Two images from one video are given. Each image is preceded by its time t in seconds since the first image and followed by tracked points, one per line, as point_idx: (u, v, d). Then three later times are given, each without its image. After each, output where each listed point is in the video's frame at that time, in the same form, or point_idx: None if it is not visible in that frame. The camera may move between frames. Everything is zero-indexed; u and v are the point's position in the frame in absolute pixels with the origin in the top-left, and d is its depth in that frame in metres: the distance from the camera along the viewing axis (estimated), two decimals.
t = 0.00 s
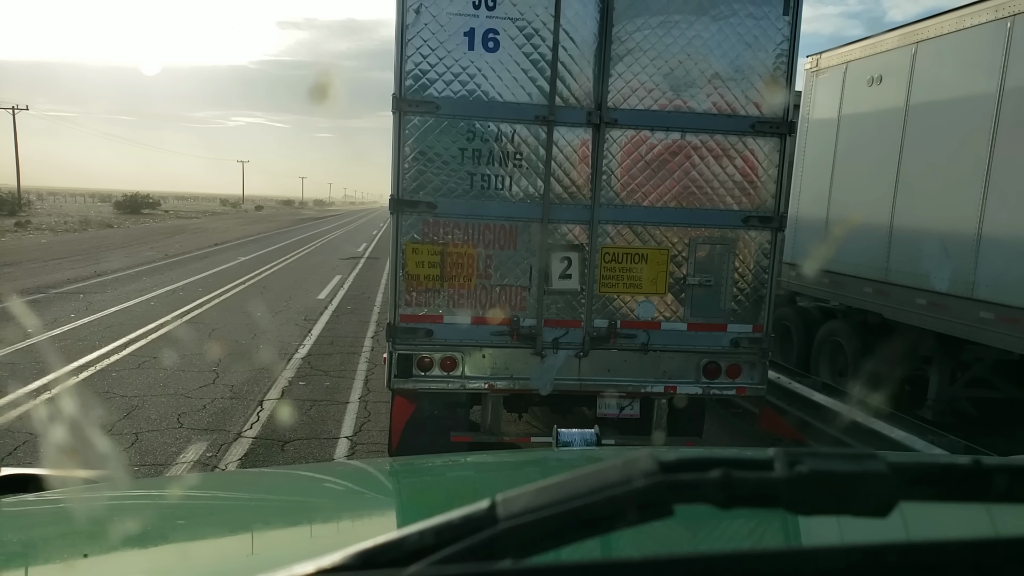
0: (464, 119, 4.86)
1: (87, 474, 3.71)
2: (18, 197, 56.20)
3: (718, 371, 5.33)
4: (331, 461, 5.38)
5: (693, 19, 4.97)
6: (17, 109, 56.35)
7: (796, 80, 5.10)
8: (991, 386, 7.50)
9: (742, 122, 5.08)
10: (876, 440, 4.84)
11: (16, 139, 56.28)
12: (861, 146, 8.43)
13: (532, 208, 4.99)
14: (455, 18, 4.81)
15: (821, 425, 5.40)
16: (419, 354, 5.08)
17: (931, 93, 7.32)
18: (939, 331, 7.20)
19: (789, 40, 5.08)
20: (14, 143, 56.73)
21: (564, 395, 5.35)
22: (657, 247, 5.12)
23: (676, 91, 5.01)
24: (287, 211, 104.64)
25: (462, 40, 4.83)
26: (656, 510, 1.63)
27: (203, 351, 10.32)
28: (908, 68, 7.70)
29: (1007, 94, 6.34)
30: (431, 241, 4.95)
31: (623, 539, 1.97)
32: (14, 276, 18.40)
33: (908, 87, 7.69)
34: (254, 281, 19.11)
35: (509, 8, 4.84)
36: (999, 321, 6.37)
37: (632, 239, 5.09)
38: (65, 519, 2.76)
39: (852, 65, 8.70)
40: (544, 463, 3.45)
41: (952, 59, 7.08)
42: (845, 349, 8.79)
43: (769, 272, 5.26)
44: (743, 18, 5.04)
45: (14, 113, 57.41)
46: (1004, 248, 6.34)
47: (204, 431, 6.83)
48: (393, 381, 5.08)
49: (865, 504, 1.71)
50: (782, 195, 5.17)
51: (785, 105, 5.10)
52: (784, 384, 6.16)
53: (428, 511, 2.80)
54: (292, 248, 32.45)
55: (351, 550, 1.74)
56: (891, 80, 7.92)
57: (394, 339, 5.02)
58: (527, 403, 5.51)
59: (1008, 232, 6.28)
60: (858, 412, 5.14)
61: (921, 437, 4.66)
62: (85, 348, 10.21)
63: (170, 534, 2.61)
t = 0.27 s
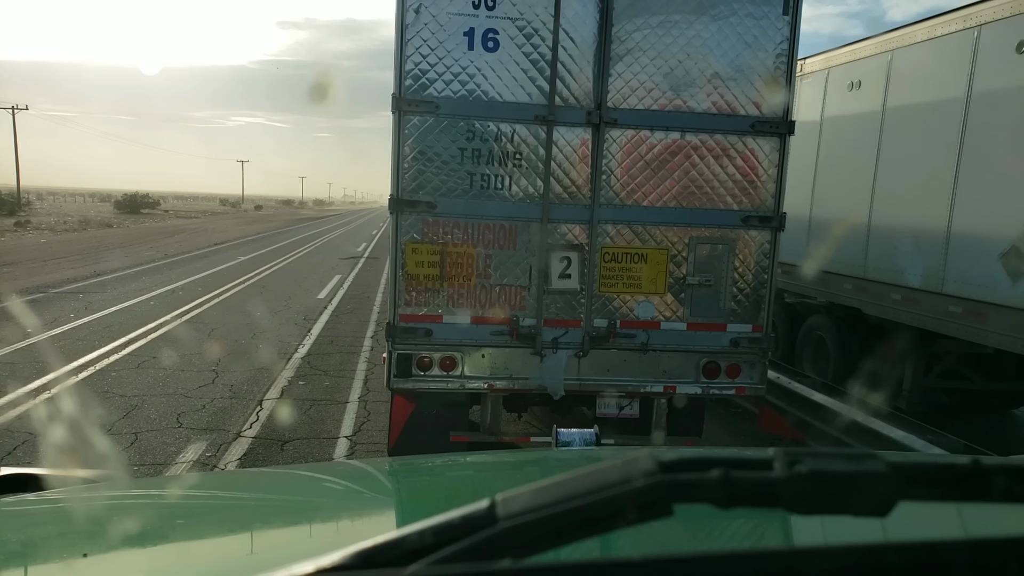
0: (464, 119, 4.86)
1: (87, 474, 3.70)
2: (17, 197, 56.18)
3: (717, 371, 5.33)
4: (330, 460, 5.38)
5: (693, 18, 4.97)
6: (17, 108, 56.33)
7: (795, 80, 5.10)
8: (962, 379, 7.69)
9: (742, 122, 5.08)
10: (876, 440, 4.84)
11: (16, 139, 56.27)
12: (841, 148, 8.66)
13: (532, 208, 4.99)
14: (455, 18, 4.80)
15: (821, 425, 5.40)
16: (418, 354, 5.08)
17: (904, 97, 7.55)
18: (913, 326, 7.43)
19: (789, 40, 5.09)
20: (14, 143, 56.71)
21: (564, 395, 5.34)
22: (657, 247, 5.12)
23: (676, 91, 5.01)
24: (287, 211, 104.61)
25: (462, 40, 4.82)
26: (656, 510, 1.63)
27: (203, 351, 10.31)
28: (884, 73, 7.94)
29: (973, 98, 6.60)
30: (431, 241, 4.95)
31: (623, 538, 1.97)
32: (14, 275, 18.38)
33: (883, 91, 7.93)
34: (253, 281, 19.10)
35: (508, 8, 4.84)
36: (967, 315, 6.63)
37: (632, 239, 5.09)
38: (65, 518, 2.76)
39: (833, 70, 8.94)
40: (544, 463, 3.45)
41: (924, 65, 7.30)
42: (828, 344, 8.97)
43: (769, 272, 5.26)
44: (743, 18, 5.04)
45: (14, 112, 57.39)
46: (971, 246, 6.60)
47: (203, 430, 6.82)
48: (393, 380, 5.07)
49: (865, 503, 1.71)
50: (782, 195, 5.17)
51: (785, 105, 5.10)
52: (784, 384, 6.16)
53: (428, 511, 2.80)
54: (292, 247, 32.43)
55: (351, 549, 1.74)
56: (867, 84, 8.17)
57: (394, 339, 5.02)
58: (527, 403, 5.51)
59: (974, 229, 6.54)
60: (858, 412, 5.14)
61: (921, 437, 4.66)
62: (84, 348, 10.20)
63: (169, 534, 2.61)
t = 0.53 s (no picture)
0: (464, 119, 4.86)
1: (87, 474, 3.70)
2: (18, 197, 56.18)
3: (717, 370, 5.33)
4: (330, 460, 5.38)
5: (693, 18, 4.97)
6: (17, 108, 56.28)
7: (795, 80, 5.11)
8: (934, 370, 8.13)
9: (742, 122, 5.08)
10: (876, 439, 4.84)
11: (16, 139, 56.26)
12: (822, 148, 8.99)
13: (532, 208, 4.99)
14: (455, 18, 4.80)
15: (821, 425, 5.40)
16: (418, 354, 5.08)
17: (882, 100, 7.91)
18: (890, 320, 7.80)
19: (789, 40, 5.09)
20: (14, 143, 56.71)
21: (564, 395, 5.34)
22: (657, 246, 5.12)
23: (676, 91, 5.01)
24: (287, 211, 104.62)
25: (462, 40, 4.82)
26: (656, 510, 1.63)
27: (203, 351, 10.31)
28: (863, 77, 8.30)
29: (945, 104, 7.00)
30: (431, 241, 4.95)
31: (623, 539, 1.97)
32: (14, 275, 18.38)
33: (862, 94, 8.29)
34: (253, 281, 19.09)
35: (508, 8, 4.84)
36: (939, 309, 7.03)
37: (632, 239, 5.09)
38: (65, 519, 2.76)
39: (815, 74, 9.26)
40: (544, 463, 3.45)
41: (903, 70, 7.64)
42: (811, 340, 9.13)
43: (769, 272, 5.26)
44: (743, 18, 5.04)
45: (14, 112, 57.40)
46: (944, 242, 6.99)
47: (203, 431, 6.82)
48: (393, 381, 5.07)
49: (865, 503, 1.71)
50: (782, 195, 5.17)
51: (785, 105, 5.10)
52: (783, 384, 6.16)
53: (428, 511, 2.80)
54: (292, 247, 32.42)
55: (351, 550, 1.74)
56: (849, 88, 8.49)
57: (394, 339, 5.02)
58: (527, 403, 5.51)
59: (947, 227, 6.92)
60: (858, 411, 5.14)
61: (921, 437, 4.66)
62: (84, 348, 10.20)
63: (169, 534, 2.61)
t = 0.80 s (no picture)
0: (464, 119, 4.86)
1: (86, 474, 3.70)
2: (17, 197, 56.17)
3: (717, 371, 5.33)
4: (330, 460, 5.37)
5: (693, 19, 4.97)
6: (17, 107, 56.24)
7: (795, 80, 5.10)
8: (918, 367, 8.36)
9: (742, 122, 5.08)
10: (876, 440, 4.84)
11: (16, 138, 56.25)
12: (807, 150, 9.33)
13: (532, 208, 4.99)
14: (455, 17, 4.80)
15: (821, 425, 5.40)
16: (418, 353, 5.08)
17: (863, 104, 8.25)
18: (872, 316, 8.07)
19: (789, 40, 5.09)
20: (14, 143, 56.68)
21: (564, 395, 5.34)
22: (657, 247, 5.12)
23: (676, 91, 5.01)
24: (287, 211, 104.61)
25: (462, 40, 4.83)
26: (656, 510, 1.63)
27: (202, 351, 10.30)
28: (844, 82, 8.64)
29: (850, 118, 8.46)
30: (431, 240, 4.95)
31: (623, 539, 1.97)
32: (14, 275, 18.37)
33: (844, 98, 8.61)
34: (253, 281, 19.07)
35: (508, 8, 4.84)
36: (915, 305, 7.30)
37: (632, 239, 5.09)
38: (64, 518, 2.76)
39: (803, 77, 9.53)
40: (543, 463, 3.45)
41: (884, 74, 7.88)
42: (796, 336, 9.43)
43: (769, 273, 5.26)
44: (743, 19, 5.04)
45: (14, 111, 57.38)
46: (921, 241, 7.27)
47: (203, 430, 6.81)
48: (393, 380, 5.07)
49: (865, 503, 1.71)
50: (783, 195, 5.17)
51: (785, 105, 5.09)
52: (783, 384, 6.16)
53: (427, 511, 2.80)
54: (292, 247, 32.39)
55: (350, 550, 1.74)
56: (832, 92, 8.82)
57: (394, 339, 5.02)
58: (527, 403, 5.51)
59: (921, 224, 7.24)
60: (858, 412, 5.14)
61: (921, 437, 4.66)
62: (83, 348, 10.18)
63: (169, 533, 2.61)
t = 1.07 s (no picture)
0: (463, 119, 4.86)
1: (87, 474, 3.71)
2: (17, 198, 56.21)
3: (717, 370, 5.33)
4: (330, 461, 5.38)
5: (692, 18, 4.97)
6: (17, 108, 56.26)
7: (795, 80, 5.10)
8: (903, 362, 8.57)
9: (742, 122, 5.08)
10: (876, 439, 4.84)
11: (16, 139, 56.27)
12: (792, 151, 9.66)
13: (532, 208, 4.99)
14: (454, 18, 4.80)
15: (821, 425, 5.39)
16: (418, 354, 5.08)
17: (844, 107, 8.58)
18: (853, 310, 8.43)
19: (789, 40, 5.09)
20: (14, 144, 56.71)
21: (564, 395, 5.34)
22: (657, 246, 5.12)
23: (676, 91, 5.01)
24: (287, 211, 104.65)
25: (462, 40, 4.82)
26: (657, 510, 1.63)
27: (203, 351, 10.32)
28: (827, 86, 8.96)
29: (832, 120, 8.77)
30: (431, 241, 4.95)
31: (623, 539, 1.97)
32: (14, 276, 18.39)
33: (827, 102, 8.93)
34: (253, 282, 19.09)
35: (508, 8, 4.84)
36: (893, 299, 7.68)
37: (632, 239, 5.09)
38: (65, 519, 2.76)
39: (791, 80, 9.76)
40: (544, 463, 3.45)
41: (871, 77, 8.13)
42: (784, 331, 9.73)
43: (768, 273, 5.26)
44: (743, 18, 5.04)
45: (14, 112, 57.46)
46: (898, 238, 7.62)
47: (203, 431, 6.83)
48: (393, 381, 5.07)
49: (866, 504, 1.71)
50: (782, 195, 5.17)
51: (785, 105, 5.09)
52: (784, 384, 6.16)
53: (427, 511, 2.80)
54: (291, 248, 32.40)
55: (351, 551, 1.74)
56: (816, 95, 9.13)
57: (394, 339, 5.02)
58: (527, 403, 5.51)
59: (898, 223, 7.58)
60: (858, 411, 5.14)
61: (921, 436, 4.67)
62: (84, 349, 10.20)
63: (169, 534, 2.61)
